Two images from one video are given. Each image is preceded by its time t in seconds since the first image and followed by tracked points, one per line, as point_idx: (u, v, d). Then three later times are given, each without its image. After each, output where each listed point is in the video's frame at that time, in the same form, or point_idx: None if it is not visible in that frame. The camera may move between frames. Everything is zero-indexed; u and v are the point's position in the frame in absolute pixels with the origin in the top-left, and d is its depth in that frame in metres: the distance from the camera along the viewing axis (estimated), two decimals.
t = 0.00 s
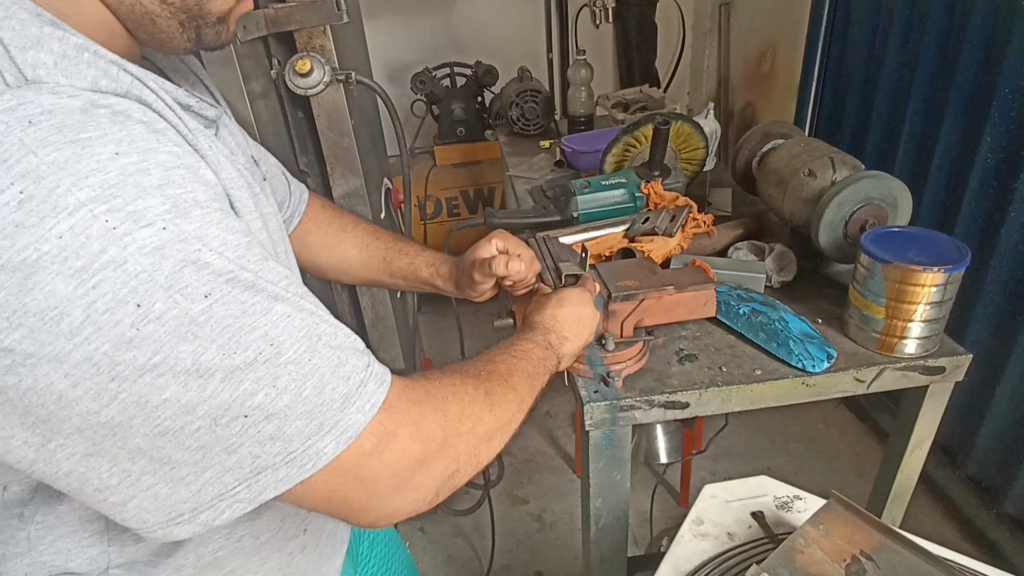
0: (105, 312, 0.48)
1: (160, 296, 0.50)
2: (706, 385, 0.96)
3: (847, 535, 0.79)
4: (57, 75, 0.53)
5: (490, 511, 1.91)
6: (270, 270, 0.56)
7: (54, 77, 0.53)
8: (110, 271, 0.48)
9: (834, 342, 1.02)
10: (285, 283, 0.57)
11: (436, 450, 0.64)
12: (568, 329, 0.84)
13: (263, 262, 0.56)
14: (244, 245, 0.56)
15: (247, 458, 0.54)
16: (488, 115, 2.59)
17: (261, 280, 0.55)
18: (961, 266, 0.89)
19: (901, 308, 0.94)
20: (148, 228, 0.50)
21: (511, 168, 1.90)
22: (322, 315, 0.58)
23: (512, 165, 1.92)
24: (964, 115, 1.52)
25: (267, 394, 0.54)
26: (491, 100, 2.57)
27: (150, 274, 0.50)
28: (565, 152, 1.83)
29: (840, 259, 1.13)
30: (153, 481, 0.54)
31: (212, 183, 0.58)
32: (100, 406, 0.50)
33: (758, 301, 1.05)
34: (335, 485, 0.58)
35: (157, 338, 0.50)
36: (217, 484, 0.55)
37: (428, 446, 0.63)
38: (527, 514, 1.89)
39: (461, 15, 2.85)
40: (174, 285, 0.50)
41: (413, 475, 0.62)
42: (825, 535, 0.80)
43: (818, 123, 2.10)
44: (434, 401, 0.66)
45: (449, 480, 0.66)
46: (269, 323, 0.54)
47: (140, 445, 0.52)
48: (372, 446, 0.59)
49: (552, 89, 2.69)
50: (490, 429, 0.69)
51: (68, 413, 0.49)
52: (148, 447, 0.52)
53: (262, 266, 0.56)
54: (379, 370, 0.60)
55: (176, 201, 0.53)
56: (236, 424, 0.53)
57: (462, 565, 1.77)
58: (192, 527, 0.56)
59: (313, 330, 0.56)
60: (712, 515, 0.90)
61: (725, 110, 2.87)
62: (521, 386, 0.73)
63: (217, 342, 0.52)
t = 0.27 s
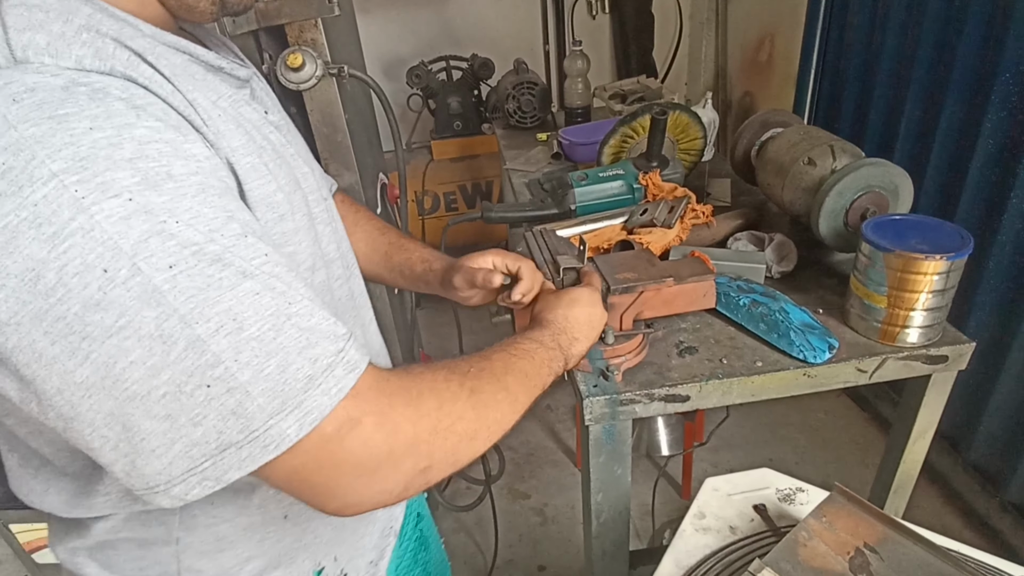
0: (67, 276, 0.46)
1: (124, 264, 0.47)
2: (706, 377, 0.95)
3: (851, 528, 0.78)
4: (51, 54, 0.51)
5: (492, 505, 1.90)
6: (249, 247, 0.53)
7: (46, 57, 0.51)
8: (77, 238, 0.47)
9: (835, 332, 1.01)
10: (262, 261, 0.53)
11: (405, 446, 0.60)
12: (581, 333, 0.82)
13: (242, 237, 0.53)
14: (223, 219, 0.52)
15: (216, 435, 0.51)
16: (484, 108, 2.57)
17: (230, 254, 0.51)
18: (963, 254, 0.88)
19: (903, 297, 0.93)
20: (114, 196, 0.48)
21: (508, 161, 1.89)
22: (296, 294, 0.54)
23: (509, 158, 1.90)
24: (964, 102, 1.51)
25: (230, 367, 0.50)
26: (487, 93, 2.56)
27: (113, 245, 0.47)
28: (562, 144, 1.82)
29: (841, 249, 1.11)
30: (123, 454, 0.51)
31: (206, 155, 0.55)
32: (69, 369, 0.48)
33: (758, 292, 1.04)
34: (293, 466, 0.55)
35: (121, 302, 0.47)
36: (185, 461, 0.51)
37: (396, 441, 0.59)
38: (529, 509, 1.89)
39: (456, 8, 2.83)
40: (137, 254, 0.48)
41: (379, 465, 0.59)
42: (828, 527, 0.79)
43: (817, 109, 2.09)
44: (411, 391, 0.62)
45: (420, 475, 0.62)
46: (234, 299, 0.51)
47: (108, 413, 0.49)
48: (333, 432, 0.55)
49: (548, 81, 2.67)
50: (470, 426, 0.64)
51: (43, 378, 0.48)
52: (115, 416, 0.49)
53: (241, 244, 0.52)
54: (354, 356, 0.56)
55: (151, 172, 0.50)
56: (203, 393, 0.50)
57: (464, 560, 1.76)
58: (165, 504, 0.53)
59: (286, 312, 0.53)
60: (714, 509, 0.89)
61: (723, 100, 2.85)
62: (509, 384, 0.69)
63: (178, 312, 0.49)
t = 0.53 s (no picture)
0: (114, 224, 0.48)
1: (155, 225, 0.48)
2: (710, 372, 0.94)
3: (858, 521, 0.78)
4: (152, 42, 0.51)
5: (496, 502, 1.90)
6: (266, 238, 0.51)
7: (147, 43, 0.51)
8: (126, 194, 0.47)
9: (839, 324, 1.01)
10: (271, 254, 0.51)
11: (356, 446, 0.57)
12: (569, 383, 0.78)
13: (263, 227, 0.51)
14: (253, 207, 0.51)
15: (196, 387, 0.51)
16: (482, 105, 2.56)
17: (241, 240, 0.50)
18: (967, 244, 0.88)
19: (907, 289, 0.92)
20: (158, 165, 0.48)
21: (506, 158, 1.88)
22: (285, 290, 0.52)
23: (508, 155, 1.90)
24: (964, 91, 1.50)
25: (211, 337, 0.49)
26: (485, 89, 2.55)
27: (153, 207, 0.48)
28: (560, 139, 1.81)
29: (844, 240, 1.11)
30: (134, 372, 0.53)
31: (258, 138, 0.53)
32: (101, 300, 0.49)
33: (761, 285, 1.04)
34: (244, 435, 0.54)
35: (151, 256, 0.48)
36: (178, 398, 0.52)
37: (346, 440, 0.57)
38: (533, 505, 1.88)
39: (452, 4, 2.81)
40: (167, 219, 0.48)
41: (324, 455, 0.56)
42: (834, 521, 0.78)
43: (816, 100, 2.08)
44: (387, 396, 0.60)
45: (358, 476, 0.59)
46: (232, 282, 0.50)
47: (125, 343, 0.51)
48: (288, 419, 0.54)
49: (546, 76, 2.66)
50: (421, 445, 0.62)
51: (85, 303, 0.50)
52: (133, 346, 0.51)
53: (260, 235, 0.51)
54: (319, 360, 0.54)
55: (197, 153, 0.49)
56: (189, 348, 0.50)
57: (469, 557, 1.76)
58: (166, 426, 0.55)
59: (270, 301, 0.51)
60: (720, 504, 0.89)
61: (721, 93, 2.84)
62: (474, 417, 0.66)
63: (182, 276, 0.49)
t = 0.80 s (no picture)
0: (182, 173, 0.54)
1: (217, 172, 0.54)
2: (710, 369, 0.95)
3: (861, 515, 0.78)
4: (199, 10, 0.58)
5: (497, 502, 1.89)
6: (317, 182, 0.58)
7: (195, 10, 0.58)
8: (191, 143, 0.54)
9: (838, 319, 1.01)
10: (325, 197, 0.58)
11: (420, 377, 0.64)
12: (604, 366, 0.86)
13: (313, 173, 0.58)
14: (302, 154, 0.58)
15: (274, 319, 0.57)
16: (477, 105, 2.56)
17: (298, 183, 0.57)
18: (966, 237, 0.88)
19: (906, 283, 0.93)
20: (218, 118, 0.55)
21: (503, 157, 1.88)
22: (343, 229, 0.59)
23: (504, 154, 1.90)
24: (957, 84, 1.51)
25: (283, 271, 0.55)
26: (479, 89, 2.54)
27: (215, 154, 0.54)
28: (556, 138, 1.81)
29: (842, 235, 1.11)
30: (204, 320, 0.58)
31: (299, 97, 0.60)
32: (174, 247, 0.55)
33: (760, 281, 1.04)
34: (321, 368, 0.59)
35: (217, 201, 0.54)
36: (252, 334, 0.57)
37: (411, 370, 0.63)
38: (534, 504, 1.88)
39: (445, 4, 2.81)
40: (229, 164, 0.54)
41: (394, 384, 0.62)
42: (837, 516, 0.78)
43: (810, 96, 2.09)
44: (443, 333, 0.67)
45: (426, 409, 0.66)
46: (295, 221, 0.56)
47: (197, 288, 0.56)
48: (362, 347, 0.60)
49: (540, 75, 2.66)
50: (478, 381, 0.69)
51: (156, 251, 0.56)
52: (203, 291, 0.56)
53: (312, 178, 0.58)
54: (381, 292, 0.60)
55: (251, 106, 0.56)
56: (261, 284, 0.56)
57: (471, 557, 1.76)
58: (234, 371, 0.59)
59: (331, 239, 0.58)
60: (723, 500, 0.89)
61: (715, 90, 2.84)
62: (526, 364, 0.74)
63: (250, 217, 0.55)
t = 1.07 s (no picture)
0: (186, 168, 0.54)
1: (220, 167, 0.54)
2: (706, 367, 0.95)
3: (857, 511, 0.79)
4: (202, 8, 0.59)
5: (494, 502, 1.89)
6: (321, 175, 0.58)
7: (198, 8, 0.58)
8: (194, 138, 0.54)
9: (833, 316, 1.02)
10: (329, 191, 0.58)
11: (424, 365, 0.65)
12: (604, 359, 0.88)
13: (316, 167, 0.58)
14: (305, 149, 0.58)
15: (278, 312, 0.57)
16: (471, 105, 2.56)
17: (302, 177, 0.57)
18: (958, 235, 0.89)
19: (899, 280, 0.93)
20: (222, 114, 0.55)
21: (497, 157, 1.88)
22: (348, 220, 0.59)
23: (498, 154, 1.90)
24: (949, 83, 1.52)
25: (286, 264, 0.55)
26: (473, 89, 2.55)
27: (217, 149, 0.54)
28: (551, 138, 1.81)
29: (836, 233, 1.12)
30: (207, 315, 0.58)
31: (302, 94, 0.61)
32: (177, 242, 0.55)
33: (755, 279, 1.04)
34: (326, 355, 0.60)
35: (219, 196, 0.54)
36: (254, 326, 0.57)
37: (416, 359, 0.64)
38: (531, 504, 1.88)
39: (439, 5, 2.81)
40: (232, 160, 0.54)
41: (400, 371, 0.63)
42: (833, 512, 0.79)
43: (803, 95, 2.10)
44: (445, 323, 0.68)
45: (431, 396, 0.67)
46: (299, 215, 0.56)
47: (200, 281, 0.56)
48: (368, 335, 0.60)
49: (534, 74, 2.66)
50: (481, 370, 0.70)
51: (160, 246, 0.56)
52: (206, 285, 0.56)
53: (315, 173, 0.58)
54: (386, 282, 0.60)
55: (254, 101, 0.56)
56: (264, 278, 0.56)
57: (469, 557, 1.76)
58: (233, 362, 0.59)
59: (336, 230, 0.58)
60: (719, 498, 0.89)
61: (709, 89, 2.85)
62: (527, 353, 0.75)
63: (253, 211, 0.55)
